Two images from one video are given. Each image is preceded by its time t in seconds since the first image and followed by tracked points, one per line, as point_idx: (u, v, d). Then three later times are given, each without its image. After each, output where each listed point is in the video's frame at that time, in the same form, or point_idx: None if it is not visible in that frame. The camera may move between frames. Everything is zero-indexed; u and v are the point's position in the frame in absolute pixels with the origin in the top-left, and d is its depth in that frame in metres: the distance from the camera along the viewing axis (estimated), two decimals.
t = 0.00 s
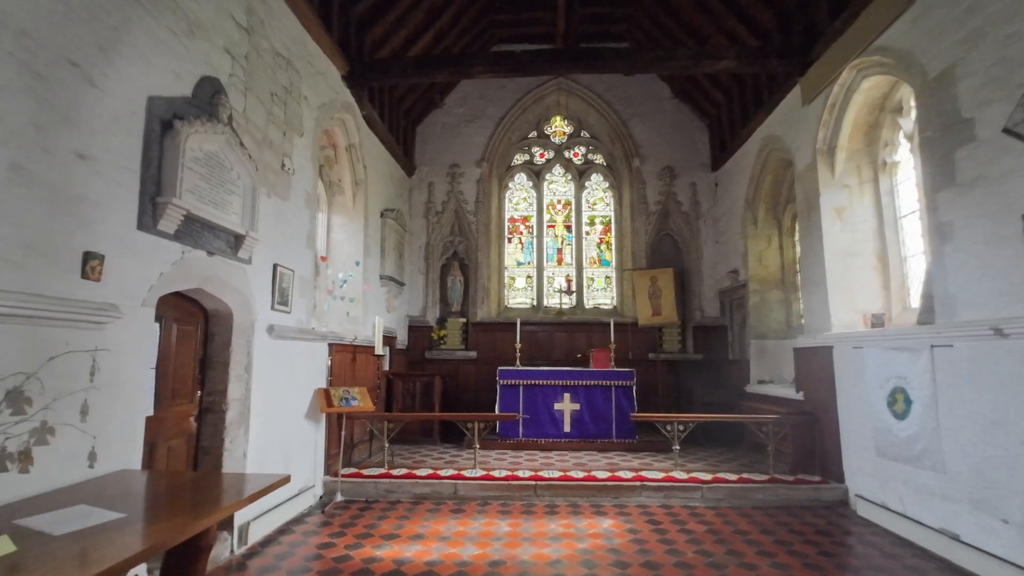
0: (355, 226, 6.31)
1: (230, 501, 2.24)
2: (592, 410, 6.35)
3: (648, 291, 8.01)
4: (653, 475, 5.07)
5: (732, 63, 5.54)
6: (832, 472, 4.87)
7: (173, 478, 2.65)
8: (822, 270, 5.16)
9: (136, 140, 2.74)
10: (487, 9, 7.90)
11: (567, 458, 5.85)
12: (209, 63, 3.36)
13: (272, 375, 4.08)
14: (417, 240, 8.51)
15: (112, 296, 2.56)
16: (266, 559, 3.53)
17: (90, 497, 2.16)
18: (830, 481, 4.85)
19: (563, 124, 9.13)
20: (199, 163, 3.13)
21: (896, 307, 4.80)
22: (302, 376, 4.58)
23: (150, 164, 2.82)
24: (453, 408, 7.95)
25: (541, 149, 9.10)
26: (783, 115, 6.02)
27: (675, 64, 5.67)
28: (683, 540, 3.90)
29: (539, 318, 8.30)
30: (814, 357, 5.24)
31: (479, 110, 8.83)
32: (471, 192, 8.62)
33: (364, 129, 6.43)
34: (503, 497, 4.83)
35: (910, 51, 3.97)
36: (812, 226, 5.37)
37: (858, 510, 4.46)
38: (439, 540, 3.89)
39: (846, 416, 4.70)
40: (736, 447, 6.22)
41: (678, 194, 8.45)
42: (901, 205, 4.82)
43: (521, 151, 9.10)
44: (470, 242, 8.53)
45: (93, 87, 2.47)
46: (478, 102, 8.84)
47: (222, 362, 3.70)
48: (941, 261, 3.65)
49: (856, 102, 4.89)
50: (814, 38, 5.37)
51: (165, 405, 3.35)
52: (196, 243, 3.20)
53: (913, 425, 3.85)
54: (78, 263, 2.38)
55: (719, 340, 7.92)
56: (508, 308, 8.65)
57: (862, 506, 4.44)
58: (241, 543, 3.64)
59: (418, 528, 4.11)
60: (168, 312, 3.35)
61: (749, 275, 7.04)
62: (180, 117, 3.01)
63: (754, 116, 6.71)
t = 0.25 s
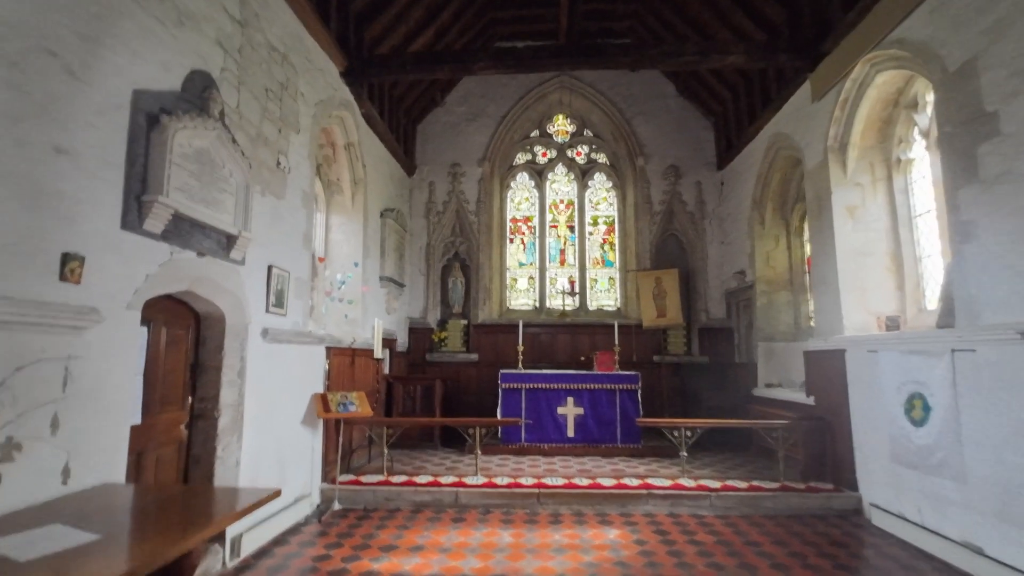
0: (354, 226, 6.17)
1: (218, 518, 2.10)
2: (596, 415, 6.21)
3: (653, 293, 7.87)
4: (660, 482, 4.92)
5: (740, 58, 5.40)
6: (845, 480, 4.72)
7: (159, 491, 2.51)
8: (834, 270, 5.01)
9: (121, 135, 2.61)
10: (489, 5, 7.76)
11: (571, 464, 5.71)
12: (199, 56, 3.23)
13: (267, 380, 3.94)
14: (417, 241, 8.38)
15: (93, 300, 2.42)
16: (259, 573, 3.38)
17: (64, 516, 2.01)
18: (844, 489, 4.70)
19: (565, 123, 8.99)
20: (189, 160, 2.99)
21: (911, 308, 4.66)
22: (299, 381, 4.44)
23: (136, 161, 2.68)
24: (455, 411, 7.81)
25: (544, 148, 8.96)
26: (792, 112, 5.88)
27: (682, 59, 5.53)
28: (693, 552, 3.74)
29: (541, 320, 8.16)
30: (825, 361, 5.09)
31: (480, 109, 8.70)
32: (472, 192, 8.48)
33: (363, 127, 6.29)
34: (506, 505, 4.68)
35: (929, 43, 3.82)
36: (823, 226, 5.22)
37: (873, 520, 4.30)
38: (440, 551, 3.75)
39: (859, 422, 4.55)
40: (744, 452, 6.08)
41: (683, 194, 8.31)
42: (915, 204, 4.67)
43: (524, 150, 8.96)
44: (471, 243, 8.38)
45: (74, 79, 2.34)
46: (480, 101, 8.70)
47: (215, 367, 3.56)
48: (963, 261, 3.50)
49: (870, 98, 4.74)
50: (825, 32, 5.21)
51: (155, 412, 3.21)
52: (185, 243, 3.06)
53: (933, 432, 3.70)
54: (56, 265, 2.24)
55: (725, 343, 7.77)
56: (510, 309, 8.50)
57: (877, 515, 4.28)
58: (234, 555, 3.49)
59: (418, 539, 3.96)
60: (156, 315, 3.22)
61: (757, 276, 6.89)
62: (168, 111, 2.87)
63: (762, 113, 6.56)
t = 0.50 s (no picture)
0: (351, 228, 6.05)
1: (206, 537, 1.99)
2: (598, 420, 6.07)
3: (656, 294, 7.68)
4: (665, 491, 4.78)
5: (746, 56, 5.27)
6: (855, 489, 4.58)
7: (140, 506, 2.39)
8: (843, 273, 4.88)
9: (102, 133, 2.48)
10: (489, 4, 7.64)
11: (573, 471, 5.57)
12: (187, 52, 3.11)
13: (259, 387, 3.81)
14: (416, 243, 8.25)
15: (69, 307, 2.30)
16: None
17: (32, 539, 1.89)
18: (854, 498, 4.56)
19: (566, 123, 8.86)
20: (174, 160, 2.87)
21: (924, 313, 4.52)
22: (293, 387, 4.31)
23: (118, 160, 2.56)
24: (454, 416, 7.68)
25: (545, 148, 8.84)
26: (799, 111, 5.75)
27: (687, 57, 5.41)
28: (700, 565, 3.61)
29: (542, 323, 8.03)
30: (834, 366, 4.95)
31: (480, 109, 8.57)
32: (472, 193, 8.36)
33: (361, 127, 6.17)
34: (505, 515, 4.55)
35: (943, 39, 3.70)
36: (831, 228, 5.09)
37: (885, 531, 4.17)
38: (437, 565, 3.62)
39: (870, 429, 4.42)
40: (750, 458, 5.95)
41: (686, 195, 8.18)
42: (928, 205, 4.54)
43: (524, 150, 8.83)
44: (471, 245, 8.25)
45: (50, 74, 2.22)
46: (480, 100, 8.58)
47: (203, 374, 3.43)
48: (981, 264, 3.37)
49: (880, 96, 4.61)
50: (833, 29, 5.08)
51: (139, 422, 3.09)
52: (171, 246, 2.94)
53: (949, 442, 3.56)
54: (29, 269, 2.12)
55: (729, 346, 7.64)
56: (510, 312, 8.38)
57: (889, 526, 4.15)
58: (222, 570, 3.37)
59: (415, 551, 3.83)
60: (142, 321, 3.10)
61: (762, 278, 6.76)
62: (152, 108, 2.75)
63: (768, 112, 6.44)
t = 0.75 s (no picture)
0: (345, 227, 5.91)
1: (184, 550, 1.84)
2: (598, 425, 5.91)
3: (657, 295, 7.51)
4: (667, 498, 4.63)
5: (750, 50, 5.13)
6: (864, 496, 4.42)
7: (111, 519, 2.24)
8: (851, 273, 4.73)
9: (71, 124, 2.34)
10: None
11: (572, 477, 5.42)
12: (166, 41, 2.96)
13: (244, 392, 3.66)
14: (413, 243, 8.11)
15: (31, 307, 2.15)
16: None
17: None
18: (862, 507, 4.41)
19: (566, 121, 8.70)
20: (151, 154, 2.73)
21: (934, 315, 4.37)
22: (281, 391, 4.16)
23: (88, 154, 2.42)
24: (452, 419, 7.53)
25: (544, 147, 8.69)
26: (804, 108, 5.60)
27: (689, 52, 5.27)
28: None
29: (542, 324, 7.88)
30: (841, 369, 4.80)
31: (479, 107, 8.43)
32: (470, 192, 8.21)
33: (355, 124, 6.03)
34: (502, 523, 4.40)
35: (958, 30, 3.55)
36: (837, 227, 4.95)
37: (896, 541, 4.01)
38: None
39: (880, 435, 4.27)
40: (754, 464, 5.79)
41: (687, 194, 8.03)
42: (940, 203, 4.39)
43: (523, 149, 8.69)
44: (469, 245, 8.10)
45: (12, 60, 2.07)
46: (478, 98, 8.44)
47: (185, 379, 3.28)
48: (999, 263, 3.22)
49: (888, 92, 4.47)
50: (841, 22, 4.94)
51: (116, 429, 2.95)
52: (148, 245, 2.80)
53: (965, 450, 3.41)
54: None
55: (732, 348, 7.49)
56: (509, 313, 8.23)
57: (900, 536, 3.99)
58: None
59: (408, 562, 3.68)
60: (117, 323, 2.95)
61: (765, 279, 6.61)
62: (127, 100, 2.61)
63: (771, 109, 6.30)
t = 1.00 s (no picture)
0: (335, 226, 5.74)
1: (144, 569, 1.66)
2: (595, 429, 5.73)
3: (656, 295, 7.32)
4: (667, 507, 4.44)
5: (753, 41, 4.96)
6: (872, 505, 4.24)
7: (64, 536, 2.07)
8: (857, 273, 4.55)
9: (22, 109, 2.17)
10: None
11: (569, 483, 5.24)
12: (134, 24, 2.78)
13: (221, 397, 3.48)
14: (407, 242, 7.93)
15: None
16: None
17: None
18: (870, 516, 4.22)
19: (564, 119, 8.52)
20: (112, 143, 2.55)
21: (945, 315, 4.19)
22: (263, 396, 3.97)
23: (40, 141, 2.24)
24: (446, 423, 7.35)
25: (541, 145, 8.52)
26: (807, 102, 5.43)
27: (690, 43, 5.10)
28: None
29: (538, 325, 7.70)
30: (847, 372, 4.61)
31: (474, 103, 8.26)
32: (465, 191, 8.04)
33: (345, 120, 5.86)
34: (494, 533, 4.21)
35: (972, 15, 3.37)
36: (843, 225, 4.77)
37: (906, 552, 3.83)
38: None
39: (889, 442, 4.08)
40: (756, 469, 5.62)
41: (687, 193, 7.86)
42: (950, 199, 4.22)
43: (520, 147, 8.52)
44: (464, 244, 7.93)
45: None
46: (473, 95, 8.27)
47: (157, 383, 3.10)
48: (1018, 261, 3.04)
49: (896, 84, 4.30)
50: (846, 13, 4.77)
51: (80, 436, 2.77)
52: (112, 240, 2.62)
53: (981, 458, 3.23)
54: None
55: (733, 350, 7.31)
56: (505, 314, 8.05)
57: (911, 547, 3.81)
58: None
59: None
60: (80, 323, 2.78)
61: (767, 279, 6.44)
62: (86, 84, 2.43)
63: (774, 105, 6.13)
